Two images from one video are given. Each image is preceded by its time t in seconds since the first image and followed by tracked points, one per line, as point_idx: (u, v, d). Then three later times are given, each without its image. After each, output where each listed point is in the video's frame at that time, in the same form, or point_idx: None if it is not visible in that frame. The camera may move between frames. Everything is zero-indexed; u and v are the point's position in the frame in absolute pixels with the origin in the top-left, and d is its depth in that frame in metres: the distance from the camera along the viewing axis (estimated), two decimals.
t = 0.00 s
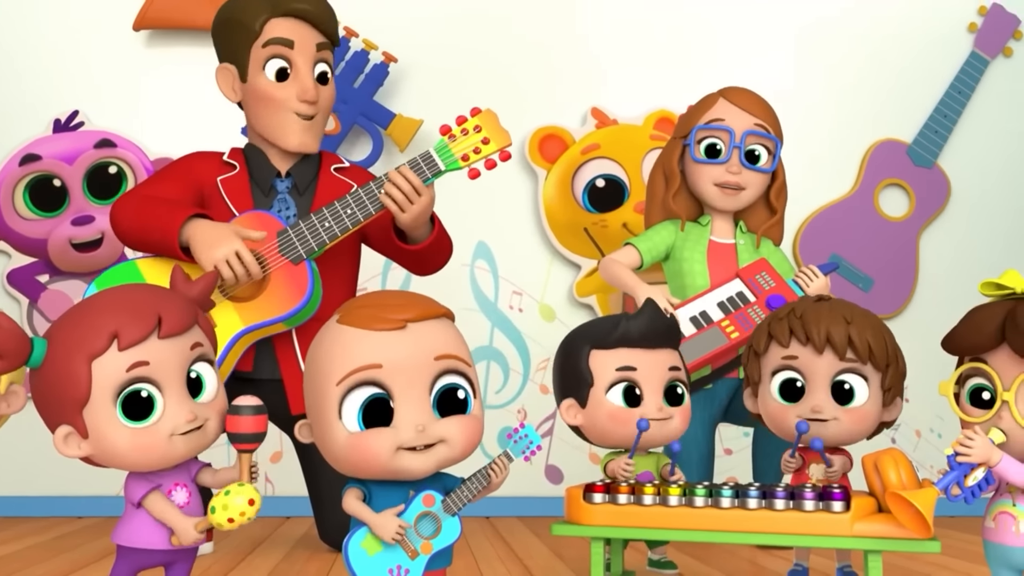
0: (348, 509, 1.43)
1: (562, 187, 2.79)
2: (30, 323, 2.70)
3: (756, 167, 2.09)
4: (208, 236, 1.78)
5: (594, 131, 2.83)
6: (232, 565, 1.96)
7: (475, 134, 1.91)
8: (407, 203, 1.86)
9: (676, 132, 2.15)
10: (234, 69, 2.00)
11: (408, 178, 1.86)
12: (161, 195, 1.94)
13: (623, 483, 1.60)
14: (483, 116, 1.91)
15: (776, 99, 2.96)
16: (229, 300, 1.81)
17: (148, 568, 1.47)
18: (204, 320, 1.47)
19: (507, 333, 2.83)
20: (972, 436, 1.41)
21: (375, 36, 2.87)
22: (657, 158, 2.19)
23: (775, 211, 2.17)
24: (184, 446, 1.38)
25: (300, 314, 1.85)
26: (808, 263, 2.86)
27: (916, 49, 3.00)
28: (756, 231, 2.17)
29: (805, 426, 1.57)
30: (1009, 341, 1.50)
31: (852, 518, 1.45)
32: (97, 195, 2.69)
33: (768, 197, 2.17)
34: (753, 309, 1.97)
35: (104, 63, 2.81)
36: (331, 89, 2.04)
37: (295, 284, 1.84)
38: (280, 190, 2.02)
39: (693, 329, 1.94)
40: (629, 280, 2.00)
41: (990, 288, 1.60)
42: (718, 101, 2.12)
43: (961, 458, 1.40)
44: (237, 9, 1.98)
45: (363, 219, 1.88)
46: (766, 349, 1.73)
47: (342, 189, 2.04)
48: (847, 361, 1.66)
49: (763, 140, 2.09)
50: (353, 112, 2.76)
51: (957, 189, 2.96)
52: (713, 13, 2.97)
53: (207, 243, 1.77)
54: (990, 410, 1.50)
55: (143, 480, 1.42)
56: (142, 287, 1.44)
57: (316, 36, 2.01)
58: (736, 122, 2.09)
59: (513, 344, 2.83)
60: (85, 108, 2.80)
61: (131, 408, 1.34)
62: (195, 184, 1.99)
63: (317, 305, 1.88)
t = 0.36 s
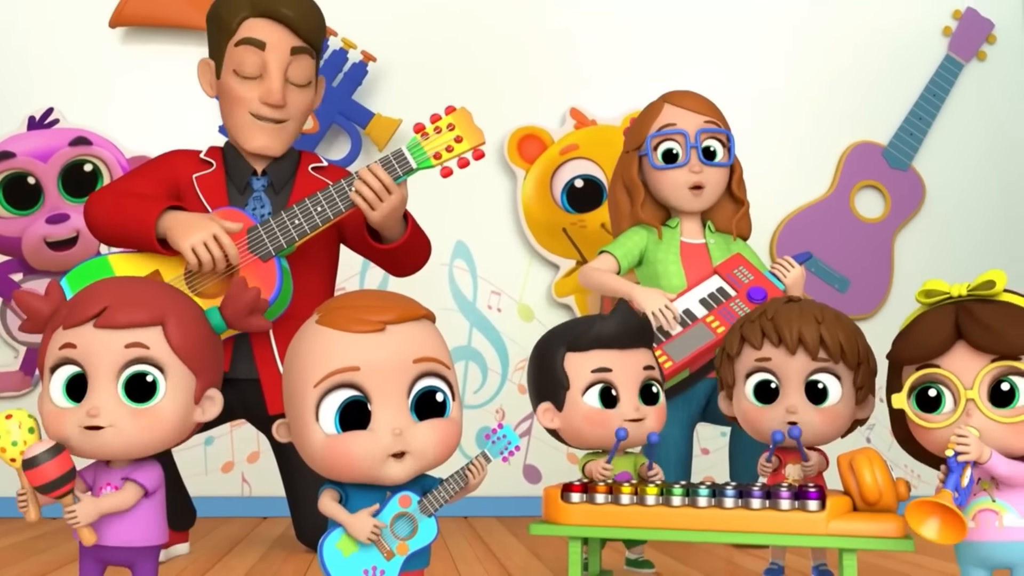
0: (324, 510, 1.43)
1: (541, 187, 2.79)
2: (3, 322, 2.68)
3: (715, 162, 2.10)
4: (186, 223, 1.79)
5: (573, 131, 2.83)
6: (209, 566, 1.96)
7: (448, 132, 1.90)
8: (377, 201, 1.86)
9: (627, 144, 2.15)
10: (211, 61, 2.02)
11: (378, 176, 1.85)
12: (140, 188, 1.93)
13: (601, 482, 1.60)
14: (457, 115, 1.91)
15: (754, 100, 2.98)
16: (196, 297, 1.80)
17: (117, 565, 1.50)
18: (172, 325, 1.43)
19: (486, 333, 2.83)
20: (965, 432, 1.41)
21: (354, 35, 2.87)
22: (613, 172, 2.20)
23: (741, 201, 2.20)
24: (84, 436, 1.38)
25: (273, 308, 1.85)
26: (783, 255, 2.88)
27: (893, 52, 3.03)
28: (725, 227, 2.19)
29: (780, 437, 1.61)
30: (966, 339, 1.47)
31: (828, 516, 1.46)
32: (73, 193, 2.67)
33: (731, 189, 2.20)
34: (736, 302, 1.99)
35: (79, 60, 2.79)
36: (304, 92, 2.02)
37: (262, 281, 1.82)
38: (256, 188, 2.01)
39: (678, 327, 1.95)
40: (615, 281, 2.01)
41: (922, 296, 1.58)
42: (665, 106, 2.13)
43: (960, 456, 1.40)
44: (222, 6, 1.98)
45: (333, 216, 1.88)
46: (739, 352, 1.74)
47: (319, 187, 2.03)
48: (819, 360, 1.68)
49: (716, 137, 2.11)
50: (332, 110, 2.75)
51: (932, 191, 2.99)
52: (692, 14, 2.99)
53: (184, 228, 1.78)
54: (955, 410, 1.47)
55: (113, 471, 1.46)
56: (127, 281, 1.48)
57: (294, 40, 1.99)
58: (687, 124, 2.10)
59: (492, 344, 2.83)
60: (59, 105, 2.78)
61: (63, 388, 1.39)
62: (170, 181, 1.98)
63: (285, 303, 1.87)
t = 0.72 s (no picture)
0: (303, 510, 1.44)
1: (522, 187, 2.80)
2: None
3: (692, 163, 2.11)
4: (159, 215, 1.80)
5: (555, 132, 2.83)
6: (188, 566, 1.95)
7: (416, 119, 1.89)
8: (345, 191, 1.84)
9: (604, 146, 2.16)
10: (171, 76, 2.04)
11: (345, 165, 1.84)
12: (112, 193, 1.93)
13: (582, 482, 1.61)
14: (425, 101, 1.90)
15: (734, 101, 3.00)
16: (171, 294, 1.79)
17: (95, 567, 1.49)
18: (159, 329, 1.42)
19: (467, 333, 2.83)
20: (956, 436, 1.41)
21: (336, 34, 2.86)
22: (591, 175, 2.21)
23: (719, 200, 2.22)
24: (62, 433, 1.37)
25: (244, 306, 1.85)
26: (762, 254, 2.90)
27: (871, 54, 3.05)
28: (705, 227, 2.20)
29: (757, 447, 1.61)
30: (983, 340, 1.47)
31: (807, 515, 1.47)
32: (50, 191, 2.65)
33: (709, 188, 2.21)
34: (717, 301, 2.00)
35: (58, 58, 2.77)
36: (258, 84, 1.98)
37: (235, 275, 1.83)
38: (230, 186, 1.99)
39: (661, 327, 1.96)
40: (596, 282, 2.02)
41: (950, 289, 1.56)
42: (639, 109, 2.14)
43: (947, 460, 1.40)
44: (162, 22, 2.00)
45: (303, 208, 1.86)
46: (715, 354, 1.75)
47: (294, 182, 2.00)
48: (795, 359, 1.69)
49: (691, 137, 2.12)
50: (313, 110, 2.75)
51: (909, 192, 3.02)
52: (673, 16, 3.00)
53: (161, 217, 1.79)
54: (955, 408, 1.48)
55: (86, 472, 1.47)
56: (116, 282, 1.48)
57: (231, 33, 1.96)
58: (663, 125, 2.11)
59: (473, 344, 2.83)
60: (38, 103, 2.76)
61: (46, 387, 1.39)
62: (145, 183, 1.99)
63: (259, 297, 1.87)
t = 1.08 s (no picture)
0: (303, 502, 1.44)
1: (507, 187, 2.80)
2: None
3: (673, 162, 2.12)
4: (139, 218, 1.79)
5: (540, 132, 2.84)
6: (173, 566, 1.95)
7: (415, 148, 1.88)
8: (335, 210, 1.84)
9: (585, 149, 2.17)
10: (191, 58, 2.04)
11: (339, 186, 1.84)
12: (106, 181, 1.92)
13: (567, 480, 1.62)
14: (427, 131, 1.89)
15: (718, 103, 3.01)
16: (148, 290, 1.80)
17: (80, 567, 1.49)
18: (141, 330, 1.42)
19: (453, 333, 2.84)
20: (926, 435, 1.43)
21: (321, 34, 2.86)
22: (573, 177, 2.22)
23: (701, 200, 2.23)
24: (44, 435, 1.37)
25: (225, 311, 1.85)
26: (747, 251, 2.91)
27: (854, 57, 3.07)
28: (688, 227, 2.21)
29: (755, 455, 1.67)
30: (933, 341, 1.49)
31: (788, 514, 1.48)
32: (34, 190, 2.63)
33: (691, 187, 2.22)
34: (701, 300, 2.01)
35: (42, 57, 2.76)
36: (273, 86, 1.99)
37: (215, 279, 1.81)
38: (223, 186, 2.01)
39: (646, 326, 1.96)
40: (581, 283, 2.02)
41: (892, 297, 1.59)
42: (619, 111, 2.16)
43: (919, 458, 1.42)
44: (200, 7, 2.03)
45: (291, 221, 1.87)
46: (710, 346, 1.76)
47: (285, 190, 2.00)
48: (787, 361, 1.69)
49: (671, 137, 2.14)
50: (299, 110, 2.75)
51: (892, 194, 3.05)
52: (656, 18, 3.01)
53: (137, 223, 1.77)
54: (918, 412, 1.48)
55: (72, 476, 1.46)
56: (94, 284, 1.47)
57: (263, 31, 1.99)
58: (644, 126, 2.13)
59: (458, 344, 2.84)
60: (21, 102, 2.75)
61: (28, 390, 1.38)
62: (138, 175, 1.97)
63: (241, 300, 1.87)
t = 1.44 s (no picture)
0: (297, 497, 1.44)
1: (498, 188, 2.81)
2: None
3: (677, 172, 2.12)
4: (112, 225, 1.79)
5: (530, 133, 2.85)
6: (162, 566, 1.95)
7: (395, 127, 1.88)
8: (322, 196, 1.84)
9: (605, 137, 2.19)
10: (157, 69, 2.04)
11: (323, 170, 1.84)
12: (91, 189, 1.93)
13: (555, 479, 1.63)
14: (405, 109, 1.90)
15: (708, 104, 3.03)
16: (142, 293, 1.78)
17: (70, 565, 1.49)
18: (130, 327, 1.43)
19: (444, 333, 2.84)
20: (903, 431, 1.46)
21: (313, 35, 2.87)
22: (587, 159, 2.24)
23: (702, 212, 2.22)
24: (33, 432, 1.37)
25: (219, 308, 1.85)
26: (737, 260, 2.93)
27: (841, 59, 3.09)
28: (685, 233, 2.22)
29: (728, 463, 1.70)
30: (910, 339, 1.51)
31: (775, 511, 1.50)
32: (23, 189, 2.64)
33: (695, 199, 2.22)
34: (686, 305, 2.03)
35: (31, 57, 2.76)
36: (242, 79, 1.99)
37: (209, 273, 1.82)
38: (209, 185, 2.01)
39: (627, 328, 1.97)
40: (565, 278, 2.04)
41: (869, 297, 1.61)
42: (644, 106, 2.16)
43: (898, 454, 1.45)
44: (154, 15, 2.02)
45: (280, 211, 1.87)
46: (680, 355, 1.77)
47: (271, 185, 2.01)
48: (758, 354, 1.72)
49: (685, 146, 2.13)
50: (289, 109, 2.75)
51: (879, 195, 3.07)
52: (647, 19, 3.03)
53: (107, 231, 1.78)
54: (897, 409, 1.51)
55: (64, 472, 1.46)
56: (84, 281, 1.47)
57: (219, 26, 1.97)
58: (659, 128, 2.13)
59: (449, 344, 2.84)
60: (11, 101, 2.75)
61: (18, 388, 1.39)
62: (124, 180, 1.98)
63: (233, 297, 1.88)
